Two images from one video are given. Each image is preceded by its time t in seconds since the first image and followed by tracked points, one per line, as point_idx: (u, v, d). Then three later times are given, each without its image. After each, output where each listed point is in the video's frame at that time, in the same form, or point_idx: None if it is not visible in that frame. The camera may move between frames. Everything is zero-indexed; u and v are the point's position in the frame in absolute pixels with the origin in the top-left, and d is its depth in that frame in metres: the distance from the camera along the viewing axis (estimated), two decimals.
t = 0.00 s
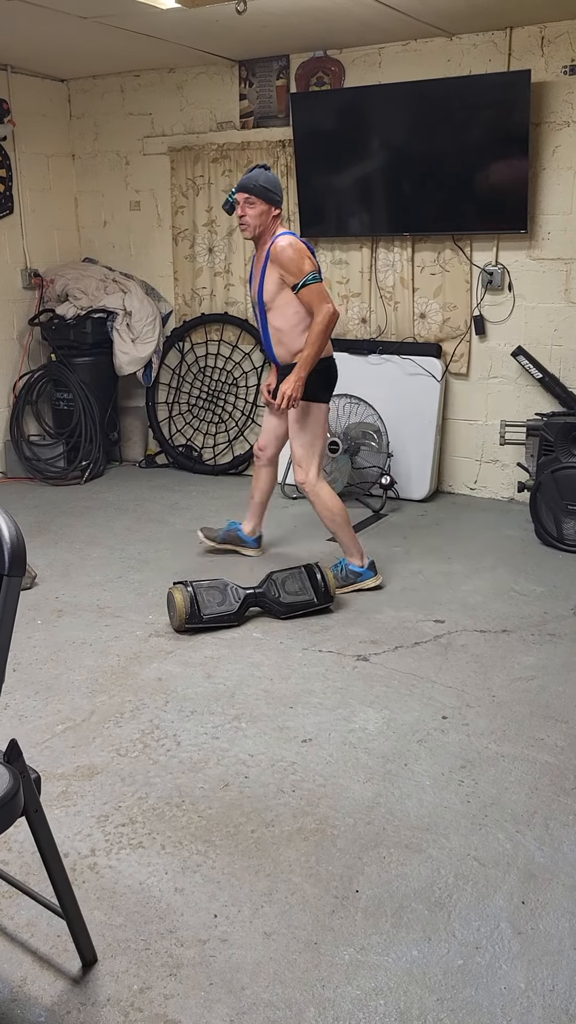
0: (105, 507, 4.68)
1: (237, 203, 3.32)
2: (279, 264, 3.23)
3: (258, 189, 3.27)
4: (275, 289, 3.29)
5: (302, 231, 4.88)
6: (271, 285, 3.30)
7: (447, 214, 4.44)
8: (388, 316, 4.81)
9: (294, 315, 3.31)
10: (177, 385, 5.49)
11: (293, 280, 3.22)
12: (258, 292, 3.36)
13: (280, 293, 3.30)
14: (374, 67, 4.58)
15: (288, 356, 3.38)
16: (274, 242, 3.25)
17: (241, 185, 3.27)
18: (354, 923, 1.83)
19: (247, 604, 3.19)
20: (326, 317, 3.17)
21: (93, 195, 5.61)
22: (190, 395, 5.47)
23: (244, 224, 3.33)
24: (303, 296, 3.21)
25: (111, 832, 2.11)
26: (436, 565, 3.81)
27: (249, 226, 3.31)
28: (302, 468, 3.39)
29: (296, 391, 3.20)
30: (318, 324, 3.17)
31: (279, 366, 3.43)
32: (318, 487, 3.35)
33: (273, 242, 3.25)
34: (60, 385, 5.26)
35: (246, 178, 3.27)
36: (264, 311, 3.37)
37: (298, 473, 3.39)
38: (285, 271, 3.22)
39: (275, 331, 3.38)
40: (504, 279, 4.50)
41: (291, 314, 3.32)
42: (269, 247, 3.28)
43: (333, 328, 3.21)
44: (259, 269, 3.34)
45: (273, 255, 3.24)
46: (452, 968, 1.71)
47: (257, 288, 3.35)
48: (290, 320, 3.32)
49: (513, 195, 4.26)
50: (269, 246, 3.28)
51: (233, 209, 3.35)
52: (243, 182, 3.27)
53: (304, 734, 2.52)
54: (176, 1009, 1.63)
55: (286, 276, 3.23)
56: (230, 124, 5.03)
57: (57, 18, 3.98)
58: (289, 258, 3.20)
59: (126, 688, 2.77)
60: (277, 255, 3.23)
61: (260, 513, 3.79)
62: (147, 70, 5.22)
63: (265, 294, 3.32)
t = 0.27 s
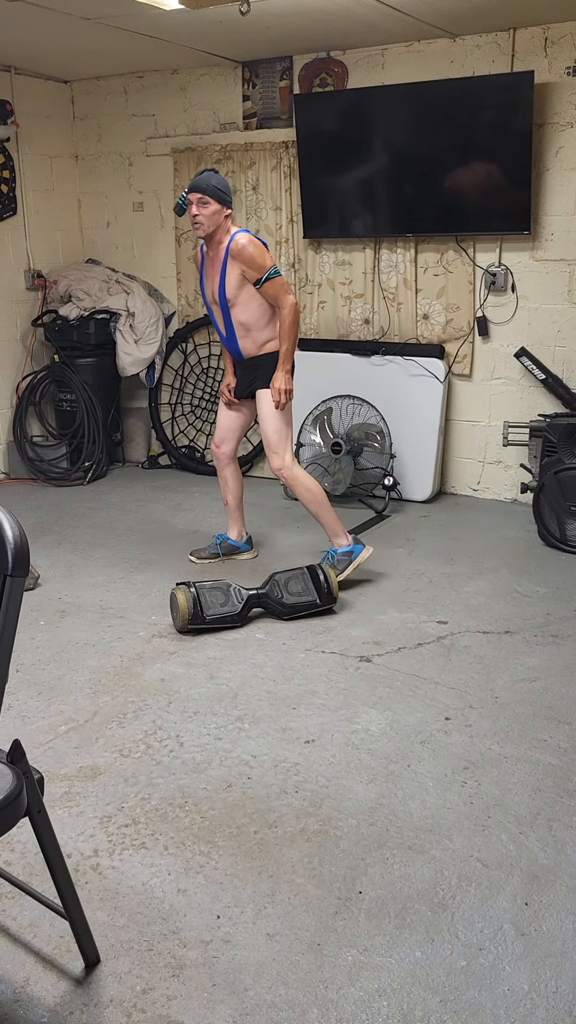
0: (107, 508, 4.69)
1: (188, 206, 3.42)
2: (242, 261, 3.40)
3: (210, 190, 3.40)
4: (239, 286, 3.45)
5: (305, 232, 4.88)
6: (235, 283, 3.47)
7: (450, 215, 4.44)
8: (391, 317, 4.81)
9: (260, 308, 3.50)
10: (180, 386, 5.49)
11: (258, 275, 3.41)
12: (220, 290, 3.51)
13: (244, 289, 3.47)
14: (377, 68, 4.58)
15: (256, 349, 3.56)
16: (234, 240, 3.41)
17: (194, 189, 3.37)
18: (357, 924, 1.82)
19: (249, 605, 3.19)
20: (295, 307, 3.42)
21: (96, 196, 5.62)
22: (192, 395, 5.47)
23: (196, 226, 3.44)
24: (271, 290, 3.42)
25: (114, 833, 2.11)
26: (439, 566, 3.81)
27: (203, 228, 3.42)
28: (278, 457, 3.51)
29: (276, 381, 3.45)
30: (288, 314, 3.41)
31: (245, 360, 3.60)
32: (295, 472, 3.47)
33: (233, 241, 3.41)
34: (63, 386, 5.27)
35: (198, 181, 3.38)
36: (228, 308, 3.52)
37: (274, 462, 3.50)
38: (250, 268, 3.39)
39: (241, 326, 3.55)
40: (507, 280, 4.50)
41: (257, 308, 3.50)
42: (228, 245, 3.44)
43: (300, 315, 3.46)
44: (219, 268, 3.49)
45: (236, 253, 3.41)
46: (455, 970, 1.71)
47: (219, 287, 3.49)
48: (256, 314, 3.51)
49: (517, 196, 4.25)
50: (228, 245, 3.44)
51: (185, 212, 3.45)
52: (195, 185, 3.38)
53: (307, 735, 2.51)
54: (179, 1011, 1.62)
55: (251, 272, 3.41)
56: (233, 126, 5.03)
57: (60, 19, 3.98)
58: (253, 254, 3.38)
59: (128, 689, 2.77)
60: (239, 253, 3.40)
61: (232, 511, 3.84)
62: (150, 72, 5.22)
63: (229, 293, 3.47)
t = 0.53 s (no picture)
0: (112, 509, 4.69)
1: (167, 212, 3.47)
2: (230, 259, 3.54)
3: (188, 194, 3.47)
4: (229, 284, 3.58)
5: (311, 234, 4.88)
6: (223, 280, 3.60)
7: (455, 217, 4.44)
8: (396, 319, 4.81)
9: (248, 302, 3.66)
10: (185, 388, 5.50)
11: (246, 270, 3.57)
12: (207, 290, 3.62)
13: (232, 286, 3.61)
14: (382, 71, 4.58)
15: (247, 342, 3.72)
16: (219, 239, 3.54)
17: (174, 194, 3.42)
18: (361, 926, 1.82)
19: (254, 607, 3.19)
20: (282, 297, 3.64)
21: (102, 198, 5.63)
22: (197, 398, 5.48)
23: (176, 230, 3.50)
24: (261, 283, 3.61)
25: (118, 834, 2.11)
26: (444, 568, 3.81)
27: (186, 232, 3.49)
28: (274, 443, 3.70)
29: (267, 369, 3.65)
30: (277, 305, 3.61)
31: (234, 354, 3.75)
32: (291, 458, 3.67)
33: (218, 240, 3.53)
34: (68, 387, 5.28)
35: (178, 186, 3.44)
36: (218, 307, 3.64)
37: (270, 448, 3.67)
38: (240, 264, 3.54)
39: (230, 322, 3.68)
40: (513, 283, 4.49)
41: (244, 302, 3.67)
42: (212, 245, 3.55)
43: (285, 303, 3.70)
44: (205, 268, 3.59)
45: (224, 251, 3.54)
46: (460, 972, 1.70)
47: (209, 288, 3.59)
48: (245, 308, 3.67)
49: (522, 198, 4.25)
50: (213, 245, 3.56)
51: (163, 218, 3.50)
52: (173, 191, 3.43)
53: (312, 737, 2.51)
54: (183, 1012, 1.62)
55: (241, 268, 3.56)
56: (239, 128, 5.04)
57: (66, 21, 3.99)
58: (241, 250, 3.53)
59: (133, 690, 2.77)
60: (225, 251, 3.53)
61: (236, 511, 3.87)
62: (156, 74, 5.24)
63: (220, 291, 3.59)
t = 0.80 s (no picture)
0: (117, 511, 4.70)
1: (179, 211, 3.62)
2: (235, 259, 3.72)
3: (200, 196, 3.65)
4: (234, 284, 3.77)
5: (316, 236, 4.89)
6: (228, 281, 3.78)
7: (460, 219, 4.44)
8: (401, 321, 4.81)
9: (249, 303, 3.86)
10: (190, 391, 5.51)
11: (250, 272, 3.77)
12: (212, 288, 3.79)
13: (236, 286, 3.80)
14: (388, 73, 4.58)
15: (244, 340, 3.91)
16: (226, 241, 3.72)
17: (187, 195, 3.58)
18: (367, 929, 1.82)
19: (259, 609, 3.20)
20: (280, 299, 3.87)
21: (107, 200, 5.64)
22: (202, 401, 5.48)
23: (186, 229, 3.66)
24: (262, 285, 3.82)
25: (123, 836, 2.11)
26: (449, 570, 3.80)
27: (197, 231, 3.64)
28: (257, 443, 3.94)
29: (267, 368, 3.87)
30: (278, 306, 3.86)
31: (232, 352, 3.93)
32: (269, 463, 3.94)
33: (226, 241, 3.71)
34: (74, 390, 5.29)
35: (190, 188, 3.60)
36: (221, 305, 3.81)
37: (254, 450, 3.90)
38: (246, 266, 3.73)
39: (230, 320, 3.86)
40: (518, 285, 4.49)
41: (245, 303, 3.86)
42: (219, 246, 3.73)
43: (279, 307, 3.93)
44: (211, 267, 3.76)
45: (231, 253, 3.72)
46: (465, 975, 1.70)
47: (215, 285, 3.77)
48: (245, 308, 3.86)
49: (528, 201, 4.25)
50: (220, 246, 3.73)
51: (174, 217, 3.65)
52: (185, 192, 3.59)
53: (317, 739, 2.51)
54: (188, 1014, 1.62)
55: (246, 270, 3.75)
56: (244, 131, 5.05)
57: (72, 24, 4.00)
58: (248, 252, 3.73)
59: (138, 692, 2.77)
60: (232, 252, 3.71)
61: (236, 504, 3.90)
62: (161, 77, 5.25)
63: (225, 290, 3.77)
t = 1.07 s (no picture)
0: (120, 514, 4.70)
1: (195, 214, 3.69)
2: (245, 267, 3.81)
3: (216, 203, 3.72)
4: (241, 290, 3.85)
5: (319, 240, 4.89)
6: (235, 287, 3.85)
7: (464, 223, 4.45)
8: (404, 324, 4.82)
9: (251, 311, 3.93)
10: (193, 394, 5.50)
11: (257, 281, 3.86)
12: (218, 292, 3.85)
13: (242, 293, 3.87)
14: (391, 77, 4.59)
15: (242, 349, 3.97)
16: (238, 249, 3.81)
17: (206, 199, 3.67)
18: (370, 933, 1.82)
19: (262, 612, 3.20)
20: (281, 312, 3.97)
21: (111, 204, 5.65)
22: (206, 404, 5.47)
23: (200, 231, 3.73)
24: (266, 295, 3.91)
25: (127, 838, 2.11)
26: (453, 573, 3.80)
27: (211, 235, 3.71)
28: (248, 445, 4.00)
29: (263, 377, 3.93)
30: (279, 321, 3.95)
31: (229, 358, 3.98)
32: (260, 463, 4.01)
33: (237, 249, 3.80)
34: (77, 393, 5.30)
35: (208, 192, 3.68)
36: (225, 310, 3.87)
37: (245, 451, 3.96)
38: (254, 275, 3.82)
39: (231, 327, 3.92)
40: (521, 288, 4.49)
41: (248, 310, 3.93)
42: (230, 253, 3.82)
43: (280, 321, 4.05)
44: (218, 272, 3.83)
45: (241, 261, 3.81)
46: (469, 979, 1.70)
47: (222, 290, 3.83)
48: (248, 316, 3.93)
49: (531, 204, 4.25)
50: (231, 253, 3.82)
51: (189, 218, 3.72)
52: (205, 196, 3.67)
53: (320, 742, 2.51)
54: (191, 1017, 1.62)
55: (254, 279, 3.84)
56: (248, 135, 5.06)
57: (76, 29, 4.01)
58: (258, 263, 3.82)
59: (141, 695, 2.77)
60: (243, 260, 3.80)
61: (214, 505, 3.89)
62: (165, 81, 5.26)
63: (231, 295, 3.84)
